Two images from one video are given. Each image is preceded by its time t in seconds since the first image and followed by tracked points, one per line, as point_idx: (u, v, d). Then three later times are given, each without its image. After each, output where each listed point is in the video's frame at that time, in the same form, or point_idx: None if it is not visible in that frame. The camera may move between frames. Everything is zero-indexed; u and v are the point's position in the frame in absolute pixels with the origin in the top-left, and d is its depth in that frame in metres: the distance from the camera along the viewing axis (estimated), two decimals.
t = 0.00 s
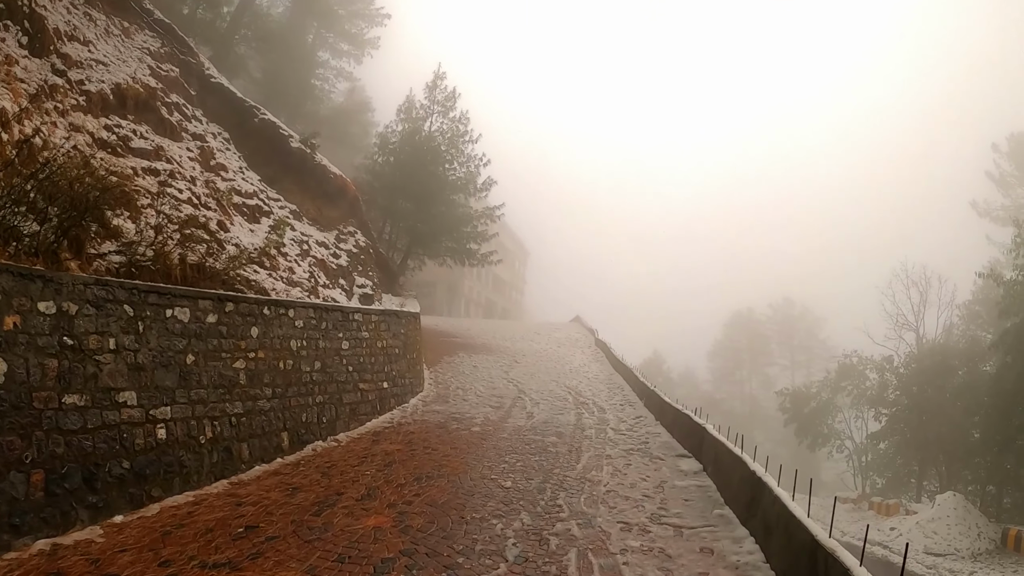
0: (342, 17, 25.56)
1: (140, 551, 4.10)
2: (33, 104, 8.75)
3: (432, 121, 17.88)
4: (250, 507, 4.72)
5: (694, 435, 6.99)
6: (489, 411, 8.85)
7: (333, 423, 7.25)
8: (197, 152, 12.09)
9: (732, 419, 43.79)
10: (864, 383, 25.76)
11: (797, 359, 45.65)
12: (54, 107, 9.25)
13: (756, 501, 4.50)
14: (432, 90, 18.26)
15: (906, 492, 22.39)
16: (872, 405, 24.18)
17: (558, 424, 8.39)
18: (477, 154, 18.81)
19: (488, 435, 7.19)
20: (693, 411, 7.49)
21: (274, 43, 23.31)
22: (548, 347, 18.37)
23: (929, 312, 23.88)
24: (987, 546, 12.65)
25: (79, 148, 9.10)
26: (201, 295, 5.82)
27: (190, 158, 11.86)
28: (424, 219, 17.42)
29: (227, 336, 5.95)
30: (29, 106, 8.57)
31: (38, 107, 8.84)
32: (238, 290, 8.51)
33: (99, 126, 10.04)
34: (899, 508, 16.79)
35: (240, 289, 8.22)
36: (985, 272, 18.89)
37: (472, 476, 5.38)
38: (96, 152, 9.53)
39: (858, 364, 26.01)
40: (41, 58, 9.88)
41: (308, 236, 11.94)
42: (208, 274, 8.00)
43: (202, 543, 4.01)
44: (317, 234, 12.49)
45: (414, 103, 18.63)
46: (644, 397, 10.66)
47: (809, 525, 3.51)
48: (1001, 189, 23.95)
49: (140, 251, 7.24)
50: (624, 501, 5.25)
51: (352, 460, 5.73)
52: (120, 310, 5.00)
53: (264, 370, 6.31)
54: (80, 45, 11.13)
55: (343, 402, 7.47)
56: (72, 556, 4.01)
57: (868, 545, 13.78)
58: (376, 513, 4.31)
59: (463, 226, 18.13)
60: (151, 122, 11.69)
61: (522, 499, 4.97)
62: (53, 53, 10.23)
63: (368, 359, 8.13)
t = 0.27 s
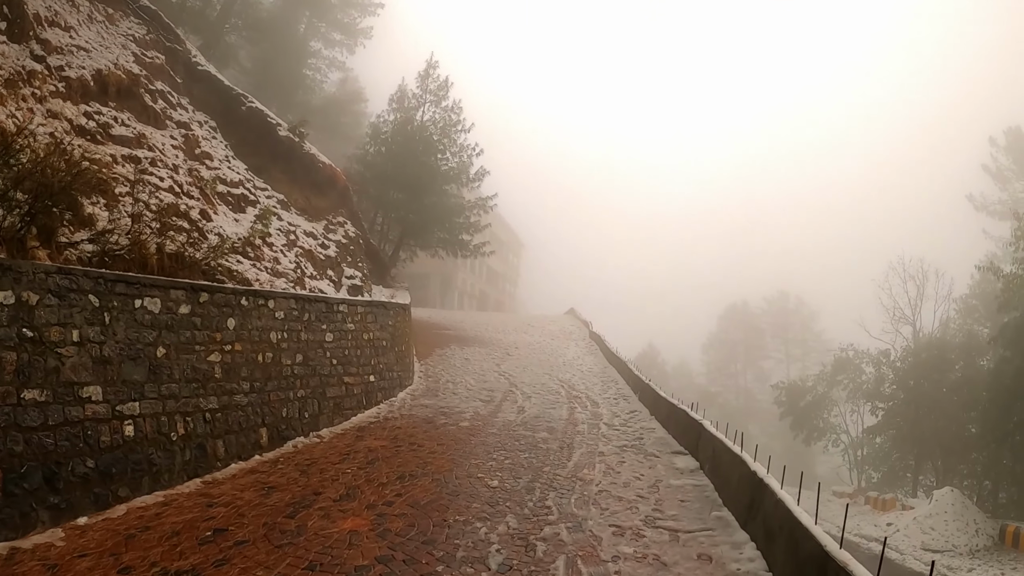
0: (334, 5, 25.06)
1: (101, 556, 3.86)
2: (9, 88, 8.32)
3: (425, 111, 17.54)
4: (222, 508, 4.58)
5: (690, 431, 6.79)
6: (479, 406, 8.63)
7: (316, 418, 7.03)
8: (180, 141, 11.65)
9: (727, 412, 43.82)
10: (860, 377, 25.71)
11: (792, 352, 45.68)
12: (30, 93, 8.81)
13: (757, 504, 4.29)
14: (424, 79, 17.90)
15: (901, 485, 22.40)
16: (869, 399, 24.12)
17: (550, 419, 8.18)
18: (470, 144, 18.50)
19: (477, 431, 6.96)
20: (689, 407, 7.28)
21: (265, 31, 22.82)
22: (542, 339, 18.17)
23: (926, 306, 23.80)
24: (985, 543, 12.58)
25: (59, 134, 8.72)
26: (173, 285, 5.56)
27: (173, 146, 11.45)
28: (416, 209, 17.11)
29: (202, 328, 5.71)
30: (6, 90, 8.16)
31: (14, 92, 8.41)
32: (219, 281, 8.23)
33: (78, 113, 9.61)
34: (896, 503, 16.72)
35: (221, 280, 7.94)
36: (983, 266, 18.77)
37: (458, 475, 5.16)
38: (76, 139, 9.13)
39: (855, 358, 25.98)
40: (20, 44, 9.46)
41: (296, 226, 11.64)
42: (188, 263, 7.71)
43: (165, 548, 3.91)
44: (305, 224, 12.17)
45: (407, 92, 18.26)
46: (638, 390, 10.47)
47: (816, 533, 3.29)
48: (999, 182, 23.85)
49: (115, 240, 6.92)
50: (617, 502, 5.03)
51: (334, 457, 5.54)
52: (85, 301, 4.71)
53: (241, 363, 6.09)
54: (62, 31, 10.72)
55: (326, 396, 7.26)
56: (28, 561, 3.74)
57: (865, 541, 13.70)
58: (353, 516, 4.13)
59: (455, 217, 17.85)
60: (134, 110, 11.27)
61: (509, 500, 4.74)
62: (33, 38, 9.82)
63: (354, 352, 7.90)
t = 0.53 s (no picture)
0: None
1: (65, 562, 3.67)
2: None
3: (418, 103, 17.28)
4: (196, 510, 4.49)
5: (686, 428, 6.62)
6: (470, 403, 8.43)
7: (300, 415, 6.89)
8: (165, 134, 11.31)
9: (723, 406, 43.80)
10: (858, 371, 25.65)
11: (789, 345, 45.67)
12: (10, 85, 8.47)
13: (756, 508, 4.11)
14: (417, 71, 17.62)
15: (899, 480, 22.39)
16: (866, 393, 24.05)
17: (543, 416, 7.97)
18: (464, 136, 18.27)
19: (466, 430, 6.75)
20: (686, 403, 7.11)
21: (257, 23, 22.47)
22: (537, 333, 18.01)
23: (925, 299, 23.70)
24: (984, 540, 12.50)
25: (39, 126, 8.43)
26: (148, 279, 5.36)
27: (159, 138, 11.11)
28: (409, 202, 16.87)
29: (179, 324, 5.53)
30: None
31: None
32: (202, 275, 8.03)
33: (61, 105, 9.27)
34: (894, 499, 16.67)
35: (204, 275, 7.74)
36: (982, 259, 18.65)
37: (443, 477, 4.95)
38: (58, 132, 8.83)
39: (852, 351, 25.90)
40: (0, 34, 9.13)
41: (285, 219, 11.43)
42: (169, 257, 7.50)
43: (133, 554, 3.80)
44: (294, 216, 11.92)
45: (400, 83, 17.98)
46: (633, 385, 10.33)
47: (818, 545, 3.09)
48: (998, 175, 23.70)
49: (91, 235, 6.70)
50: (608, 505, 4.85)
51: (316, 456, 5.55)
52: (54, 296, 4.49)
53: (220, 359, 5.91)
54: (45, 23, 10.39)
55: (311, 393, 7.11)
56: None
57: (863, 537, 13.63)
58: (331, 520, 4.10)
59: (449, 209, 17.64)
60: (118, 102, 10.93)
61: (494, 503, 4.56)
62: (15, 30, 9.51)
63: (340, 347, 7.75)
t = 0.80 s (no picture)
0: None
1: (16, 563, 3.44)
2: None
3: (409, 94, 16.98)
4: (159, 509, 4.39)
5: (675, 426, 6.47)
6: (455, 397, 8.44)
7: (277, 410, 6.71)
8: (148, 123, 10.92)
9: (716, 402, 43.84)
10: (851, 367, 25.62)
11: (782, 341, 45.75)
12: None
13: (746, 512, 3.94)
14: (408, 62, 17.34)
15: (892, 477, 22.37)
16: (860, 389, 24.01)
17: (527, 411, 7.96)
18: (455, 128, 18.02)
19: (449, 426, 6.80)
20: (676, 400, 6.96)
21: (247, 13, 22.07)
22: (528, 327, 17.85)
23: (919, 296, 23.66)
24: (978, 538, 12.44)
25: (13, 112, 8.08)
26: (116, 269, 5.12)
27: (141, 128, 10.73)
28: (399, 195, 16.58)
29: (148, 315, 5.30)
30: None
31: None
32: (180, 266, 7.78)
33: (38, 93, 8.88)
34: (886, 496, 16.64)
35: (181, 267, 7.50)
36: (978, 256, 18.58)
37: (420, 474, 4.92)
38: (36, 119, 8.47)
39: (845, 348, 25.86)
40: None
41: (270, 211, 11.18)
42: (146, 248, 7.25)
43: (88, 556, 3.59)
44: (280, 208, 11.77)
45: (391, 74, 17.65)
46: (623, 380, 10.18)
47: (813, 558, 2.89)
48: (994, 171, 23.65)
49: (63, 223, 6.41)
50: (590, 507, 4.68)
51: (291, 452, 5.52)
52: (15, 286, 4.25)
53: (192, 352, 5.70)
54: (24, 9, 10.01)
55: (289, 387, 6.93)
56: None
57: (856, 535, 13.56)
58: (298, 521, 3.92)
59: (439, 202, 17.39)
60: (100, 90, 10.52)
61: (471, 504, 4.42)
62: None
63: (321, 340, 7.57)
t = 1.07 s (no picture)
0: None
1: None
2: None
3: (395, 84, 16.65)
4: (120, 510, 4.18)
5: (660, 423, 6.36)
6: (437, 392, 8.39)
7: (251, 406, 6.54)
8: (126, 114, 10.47)
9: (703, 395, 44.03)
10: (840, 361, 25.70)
11: (770, 335, 46.02)
12: None
13: (733, 520, 3.80)
14: (394, 50, 17.02)
15: (880, 471, 22.49)
16: (850, 382, 24.07)
17: (510, 406, 7.92)
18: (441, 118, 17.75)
19: (427, 422, 6.78)
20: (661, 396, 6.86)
21: None
22: (514, 319, 17.73)
23: (908, 290, 23.75)
24: (968, 533, 12.55)
25: None
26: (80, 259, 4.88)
27: (118, 117, 10.29)
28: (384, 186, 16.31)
29: (113, 309, 5.06)
30: None
31: None
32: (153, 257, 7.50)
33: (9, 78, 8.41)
34: (875, 491, 16.70)
35: (155, 259, 7.23)
36: (969, 250, 18.60)
37: (394, 473, 4.89)
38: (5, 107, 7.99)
39: (834, 341, 25.95)
40: None
41: (250, 202, 10.95)
42: (118, 239, 6.97)
43: (41, 561, 3.38)
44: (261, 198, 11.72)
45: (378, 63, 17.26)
46: (608, 374, 10.12)
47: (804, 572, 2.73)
48: (983, 166, 23.76)
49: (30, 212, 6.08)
50: (569, 510, 4.57)
51: (262, 450, 5.44)
52: None
53: (159, 347, 5.49)
54: None
55: (263, 381, 6.77)
56: None
57: (845, 530, 13.56)
58: (261, 524, 3.85)
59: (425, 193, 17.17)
60: (76, 79, 10.06)
61: (443, 506, 4.34)
62: None
63: (298, 334, 7.41)
